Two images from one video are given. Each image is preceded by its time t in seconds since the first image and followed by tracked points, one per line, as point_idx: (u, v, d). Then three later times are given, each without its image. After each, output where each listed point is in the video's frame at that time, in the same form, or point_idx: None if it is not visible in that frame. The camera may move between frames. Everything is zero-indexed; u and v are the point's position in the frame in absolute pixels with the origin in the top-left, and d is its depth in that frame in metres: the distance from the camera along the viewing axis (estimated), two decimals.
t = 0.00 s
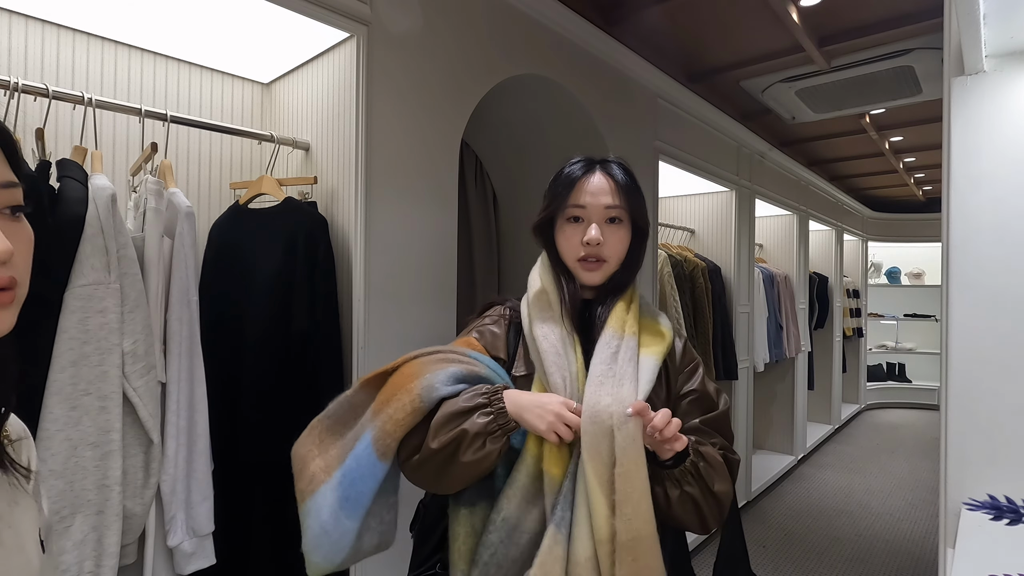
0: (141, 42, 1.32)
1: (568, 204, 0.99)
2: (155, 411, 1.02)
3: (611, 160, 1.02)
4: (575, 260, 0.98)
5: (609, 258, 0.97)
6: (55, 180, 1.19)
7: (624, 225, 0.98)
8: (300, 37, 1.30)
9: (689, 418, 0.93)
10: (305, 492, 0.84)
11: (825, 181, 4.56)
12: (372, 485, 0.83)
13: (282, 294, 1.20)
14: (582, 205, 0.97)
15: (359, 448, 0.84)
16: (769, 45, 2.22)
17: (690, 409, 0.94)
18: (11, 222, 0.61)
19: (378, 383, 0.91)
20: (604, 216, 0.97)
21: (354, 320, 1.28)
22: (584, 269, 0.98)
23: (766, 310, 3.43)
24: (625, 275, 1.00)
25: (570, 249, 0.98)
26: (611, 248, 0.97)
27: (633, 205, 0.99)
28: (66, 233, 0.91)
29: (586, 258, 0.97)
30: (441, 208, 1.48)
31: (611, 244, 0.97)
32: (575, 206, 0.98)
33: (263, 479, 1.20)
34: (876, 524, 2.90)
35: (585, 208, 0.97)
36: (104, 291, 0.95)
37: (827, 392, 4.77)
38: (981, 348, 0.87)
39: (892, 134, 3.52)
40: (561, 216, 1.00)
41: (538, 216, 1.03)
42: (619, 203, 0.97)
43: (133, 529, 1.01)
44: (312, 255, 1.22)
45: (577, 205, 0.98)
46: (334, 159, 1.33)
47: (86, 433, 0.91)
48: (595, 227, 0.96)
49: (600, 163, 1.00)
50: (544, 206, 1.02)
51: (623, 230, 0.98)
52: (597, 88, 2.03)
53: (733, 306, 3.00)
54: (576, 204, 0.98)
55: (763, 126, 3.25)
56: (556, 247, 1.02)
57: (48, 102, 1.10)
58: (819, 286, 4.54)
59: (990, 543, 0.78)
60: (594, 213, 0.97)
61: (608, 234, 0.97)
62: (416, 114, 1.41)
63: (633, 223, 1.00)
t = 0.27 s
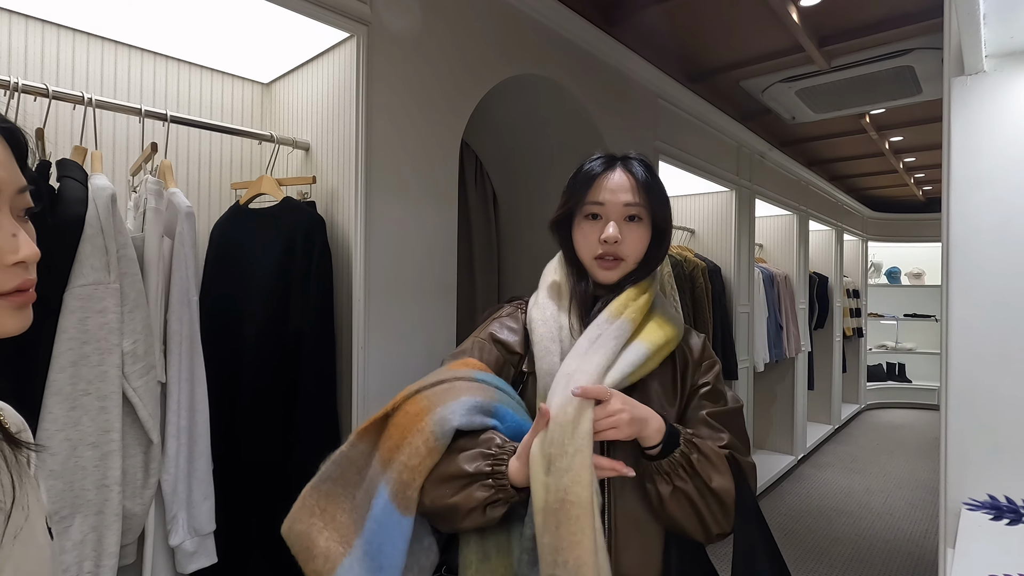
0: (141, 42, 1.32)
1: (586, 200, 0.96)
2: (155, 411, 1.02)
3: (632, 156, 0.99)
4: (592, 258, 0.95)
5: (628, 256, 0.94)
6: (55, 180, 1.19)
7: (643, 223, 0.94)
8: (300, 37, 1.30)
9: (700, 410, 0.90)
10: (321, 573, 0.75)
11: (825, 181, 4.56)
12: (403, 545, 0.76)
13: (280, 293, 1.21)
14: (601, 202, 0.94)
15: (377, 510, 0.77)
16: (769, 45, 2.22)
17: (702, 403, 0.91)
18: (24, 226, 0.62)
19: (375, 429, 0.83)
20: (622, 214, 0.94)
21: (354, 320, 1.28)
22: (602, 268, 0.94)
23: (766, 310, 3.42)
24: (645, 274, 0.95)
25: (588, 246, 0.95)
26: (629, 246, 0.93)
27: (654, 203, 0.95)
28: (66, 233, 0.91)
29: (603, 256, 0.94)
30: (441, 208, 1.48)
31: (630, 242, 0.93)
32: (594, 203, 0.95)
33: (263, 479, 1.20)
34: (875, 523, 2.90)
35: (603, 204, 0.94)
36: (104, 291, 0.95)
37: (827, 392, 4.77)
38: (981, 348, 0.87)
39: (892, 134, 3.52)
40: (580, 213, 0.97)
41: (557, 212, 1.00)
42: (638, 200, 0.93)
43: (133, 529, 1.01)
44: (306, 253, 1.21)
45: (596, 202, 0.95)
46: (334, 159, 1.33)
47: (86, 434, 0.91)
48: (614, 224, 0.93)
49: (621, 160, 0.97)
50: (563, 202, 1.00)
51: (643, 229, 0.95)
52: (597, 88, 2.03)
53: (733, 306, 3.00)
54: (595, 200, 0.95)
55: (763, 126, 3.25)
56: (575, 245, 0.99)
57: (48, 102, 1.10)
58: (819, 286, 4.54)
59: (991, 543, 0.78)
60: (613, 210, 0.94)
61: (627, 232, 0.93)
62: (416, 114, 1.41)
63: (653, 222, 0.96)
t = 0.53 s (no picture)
0: (141, 42, 1.32)
1: (602, 197, 0.95)
2: (154, 411, 1.02)
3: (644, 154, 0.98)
4: (607, 256, 0.94)
5: (644, 255, 0.93)
6: (55, 180, 1.18)
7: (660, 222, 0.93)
8: (301, 37, 1.30)
9: (709, 418, 0.90)
10: None
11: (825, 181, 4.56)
12: None
13: (280, 293, 1.20)
14: (617, 199, 0.93)
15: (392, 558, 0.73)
16: (769, 44, 2.22)
17: (710, 414, 0.90)
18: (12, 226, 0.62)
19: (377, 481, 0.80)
20: (639, 212, 0.93)
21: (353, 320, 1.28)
22: (617, 266, 0.93)
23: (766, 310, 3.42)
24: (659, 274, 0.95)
25: (603, 244, 0.94)
26: (645, 245, 0.92)
27: (669, 202, 0.94)
28: (66, 234, 0.91)
29: (620, 254, 0.93)
30: (441, 208, 1.48)
31: (646, 240, 0.92)
32: (610, 200, 0.94)
33: (263, 479, 1.19)
34: (875, 523, 2.90)
35: (620, 202, 0.93)
36: (103, 291, 0.95)
37: (827, 392, 4.77)
38: (981, 348, 0.87)
39: (892, 134, 3.52)
40: (595, 210, 0.96)
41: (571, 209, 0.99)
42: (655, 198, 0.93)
43: (132, 529, 1.00)
44: (306, 253, 1.21)
45: (612, 199, 0.94)
46: (334, 159, 1.33)
47: (85, 434, 0.91)
48: (630, 222, 0.92)
49: (636, 158, 0.97)
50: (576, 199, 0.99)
51: (659, 228, 0.94)
52: (597, 88, 2.03)
53: (733, 306, 3.00)
54: (611, 197, 0.94)
55: (763, 126, 3.25)
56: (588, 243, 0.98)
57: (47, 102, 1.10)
58: (819, 286, 4.54)
59: (990, 543, 0.78)
60: (629, 207, 0.93)
61: (643, 230, 0.92)
62: (416, 114, 1.41)
63: (669, 221, 0.95)
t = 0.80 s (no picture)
0: (141, 42, 1.32)
1: (611, 197, 0.93)
2: (154, 411, 1.02)
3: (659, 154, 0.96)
4: (615, 257, 0.92)
5: (653, 256, 0.90)
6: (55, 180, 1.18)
7: (670, 222, 0.91)
8: (300, 37, 1.30)
9: (722, 434, 0.84)
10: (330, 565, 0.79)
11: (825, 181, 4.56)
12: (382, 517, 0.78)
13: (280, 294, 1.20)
14: (625, 199, 0.91)
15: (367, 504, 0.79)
16: (769, 45, 2.22)
17: (725, 426, 0.85)
18: (8, 222, 0.63)
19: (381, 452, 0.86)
20: (648, 212, 0.91)
21: (353, 320, 1.28)
22: (625, 267, 0.91)
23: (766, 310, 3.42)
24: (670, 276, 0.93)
25: (610, 244, 0.92)
26: (654, 247, 0.90)
27: (681, 203, 0.92)
28: (66, 234, 0.91)
29: (627, 255, 0.90)
30: (441, 209, 1.48)
31: (655, 242, 0.90)
32: (619, 200, 0.91)
33: (263, 479, 1.19)
34: (875, 523, 2.91)
35: (628, 202, 0.90)
36: (104, 291, 0.95)
37: (827, 392, 4.77)
38: (981, 349, 0.87)
39: (892, 134, 3.52)
40: (604, 210, 0.94)
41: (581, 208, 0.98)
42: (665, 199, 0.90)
43: (132, 529, 1.01)
44: (307, 253, 1.21)
45: (620, 200, 0.91)
46: (334, 159, 1.33)
47: (85, 433, 0.91)
48: (638, 223, 0.90)
49: (647, 158, 0.94)
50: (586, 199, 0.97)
51: (669, 229, 0.91)
52: (597, 88, 2.03)
53: (733, 306, 3.00)
54: (620, 198, 0.91)
55: (763, 126, 3.25)
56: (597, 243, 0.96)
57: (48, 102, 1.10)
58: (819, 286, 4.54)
59: (990, 543, 0.78)
60: (637, 208, 0.90)
61: (652, 232, 0.90)
62: (416, 115, 1.41)
63: (681, 221, 0.92)
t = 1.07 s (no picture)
0: (141, 42, 1.32)
1: (640, 198, 0.93)
2: (155, 411, 1.02)
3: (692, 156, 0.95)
4: (638, 257, 0.93)
5: (678, 260, 0.90)
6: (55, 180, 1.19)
7: (696, 228, 0.91)
8: (300, 37, 1.30)
9: (731, 452, 0.84)
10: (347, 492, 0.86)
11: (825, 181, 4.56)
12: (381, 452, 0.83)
13: (281, 294, 1.20)
14: (653, 200, 0.91)
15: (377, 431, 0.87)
16: (769, 44, 2.22)
17: (738, 446, 0.84)
18: (13, 219, 0.63)
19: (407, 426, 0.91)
20: (675, 216, 0.90)
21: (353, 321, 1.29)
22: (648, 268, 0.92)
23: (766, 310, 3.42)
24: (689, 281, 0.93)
25: (635, 244, 0.92)
26: (679, 250, 0.90)
27: (709, 209, 0.91)
28: (66, 234, 0.91)
29: (650, 257, 0.91)
30: (441, 209, 1.48)
31: (680, 246, 0.90)
32: (647, 202, 0.92)
33: (263, 480, 1.19)
34: (875, 523, 2.91)
35: (656, 204, 0.91)
36: (104, 291, 0.95)
37: (827, 392, 4.77)
38: (982, 350, 0.87)
39: (892, 134, 3.52)
40: (632, 210, 0.94)
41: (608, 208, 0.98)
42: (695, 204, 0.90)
43: (133, 529, 1.01)
44: (308, 254, 1.22)
45: (648, 201, 0.92)
46: (334, 159, 1.33)
47: (85, 434, 0.91)
48: (664, 226, 0.90)
49: (679, 160, 0.93)
50: (614, 198, 0.97)
51: (695, 235, 0.91)
52: (597, 88, 2.03)
53: (733, 306, 3.01)
54: (648, 199, 0.92)
55: (763, 126, 3.25)
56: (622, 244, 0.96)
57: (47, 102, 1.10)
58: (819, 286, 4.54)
59: (990, 543, 0.79)
60: (665, 210, 0.91)
61: (677, 236, 0.90)
62: (417, 114, 1.41)
63: (709, 227, 0.92)
